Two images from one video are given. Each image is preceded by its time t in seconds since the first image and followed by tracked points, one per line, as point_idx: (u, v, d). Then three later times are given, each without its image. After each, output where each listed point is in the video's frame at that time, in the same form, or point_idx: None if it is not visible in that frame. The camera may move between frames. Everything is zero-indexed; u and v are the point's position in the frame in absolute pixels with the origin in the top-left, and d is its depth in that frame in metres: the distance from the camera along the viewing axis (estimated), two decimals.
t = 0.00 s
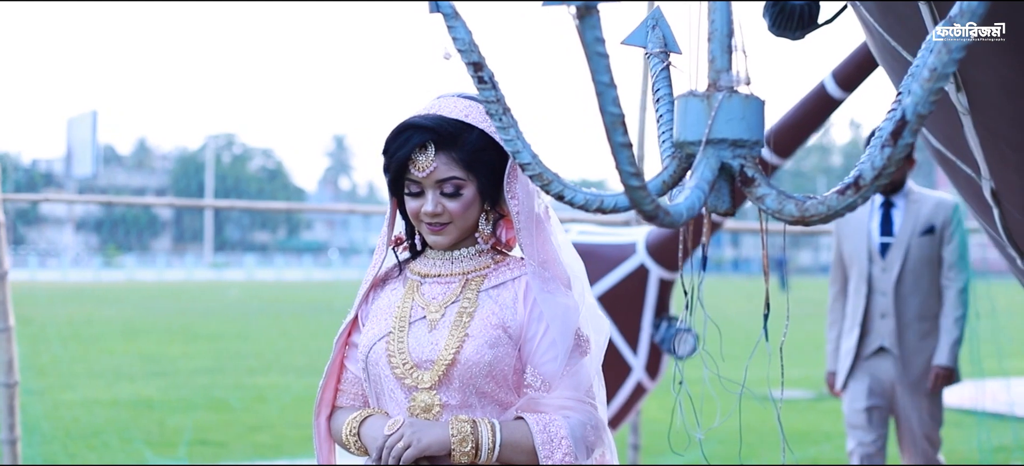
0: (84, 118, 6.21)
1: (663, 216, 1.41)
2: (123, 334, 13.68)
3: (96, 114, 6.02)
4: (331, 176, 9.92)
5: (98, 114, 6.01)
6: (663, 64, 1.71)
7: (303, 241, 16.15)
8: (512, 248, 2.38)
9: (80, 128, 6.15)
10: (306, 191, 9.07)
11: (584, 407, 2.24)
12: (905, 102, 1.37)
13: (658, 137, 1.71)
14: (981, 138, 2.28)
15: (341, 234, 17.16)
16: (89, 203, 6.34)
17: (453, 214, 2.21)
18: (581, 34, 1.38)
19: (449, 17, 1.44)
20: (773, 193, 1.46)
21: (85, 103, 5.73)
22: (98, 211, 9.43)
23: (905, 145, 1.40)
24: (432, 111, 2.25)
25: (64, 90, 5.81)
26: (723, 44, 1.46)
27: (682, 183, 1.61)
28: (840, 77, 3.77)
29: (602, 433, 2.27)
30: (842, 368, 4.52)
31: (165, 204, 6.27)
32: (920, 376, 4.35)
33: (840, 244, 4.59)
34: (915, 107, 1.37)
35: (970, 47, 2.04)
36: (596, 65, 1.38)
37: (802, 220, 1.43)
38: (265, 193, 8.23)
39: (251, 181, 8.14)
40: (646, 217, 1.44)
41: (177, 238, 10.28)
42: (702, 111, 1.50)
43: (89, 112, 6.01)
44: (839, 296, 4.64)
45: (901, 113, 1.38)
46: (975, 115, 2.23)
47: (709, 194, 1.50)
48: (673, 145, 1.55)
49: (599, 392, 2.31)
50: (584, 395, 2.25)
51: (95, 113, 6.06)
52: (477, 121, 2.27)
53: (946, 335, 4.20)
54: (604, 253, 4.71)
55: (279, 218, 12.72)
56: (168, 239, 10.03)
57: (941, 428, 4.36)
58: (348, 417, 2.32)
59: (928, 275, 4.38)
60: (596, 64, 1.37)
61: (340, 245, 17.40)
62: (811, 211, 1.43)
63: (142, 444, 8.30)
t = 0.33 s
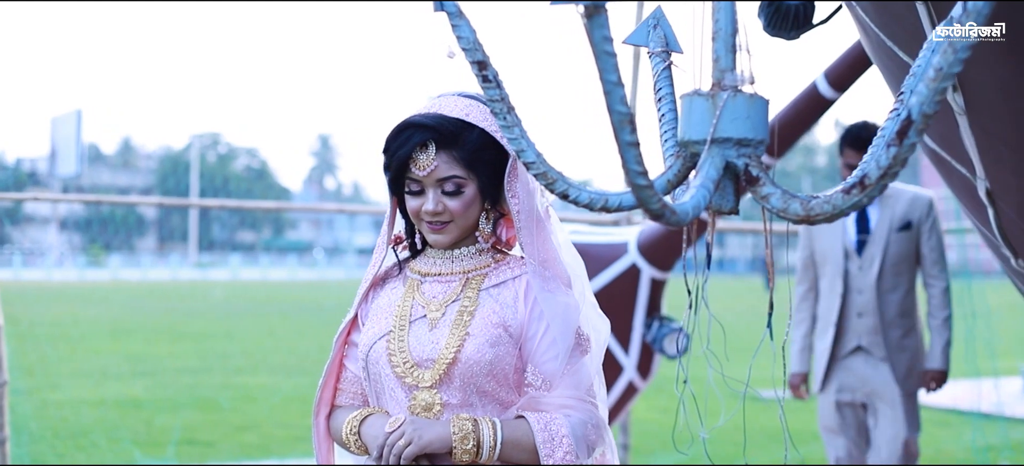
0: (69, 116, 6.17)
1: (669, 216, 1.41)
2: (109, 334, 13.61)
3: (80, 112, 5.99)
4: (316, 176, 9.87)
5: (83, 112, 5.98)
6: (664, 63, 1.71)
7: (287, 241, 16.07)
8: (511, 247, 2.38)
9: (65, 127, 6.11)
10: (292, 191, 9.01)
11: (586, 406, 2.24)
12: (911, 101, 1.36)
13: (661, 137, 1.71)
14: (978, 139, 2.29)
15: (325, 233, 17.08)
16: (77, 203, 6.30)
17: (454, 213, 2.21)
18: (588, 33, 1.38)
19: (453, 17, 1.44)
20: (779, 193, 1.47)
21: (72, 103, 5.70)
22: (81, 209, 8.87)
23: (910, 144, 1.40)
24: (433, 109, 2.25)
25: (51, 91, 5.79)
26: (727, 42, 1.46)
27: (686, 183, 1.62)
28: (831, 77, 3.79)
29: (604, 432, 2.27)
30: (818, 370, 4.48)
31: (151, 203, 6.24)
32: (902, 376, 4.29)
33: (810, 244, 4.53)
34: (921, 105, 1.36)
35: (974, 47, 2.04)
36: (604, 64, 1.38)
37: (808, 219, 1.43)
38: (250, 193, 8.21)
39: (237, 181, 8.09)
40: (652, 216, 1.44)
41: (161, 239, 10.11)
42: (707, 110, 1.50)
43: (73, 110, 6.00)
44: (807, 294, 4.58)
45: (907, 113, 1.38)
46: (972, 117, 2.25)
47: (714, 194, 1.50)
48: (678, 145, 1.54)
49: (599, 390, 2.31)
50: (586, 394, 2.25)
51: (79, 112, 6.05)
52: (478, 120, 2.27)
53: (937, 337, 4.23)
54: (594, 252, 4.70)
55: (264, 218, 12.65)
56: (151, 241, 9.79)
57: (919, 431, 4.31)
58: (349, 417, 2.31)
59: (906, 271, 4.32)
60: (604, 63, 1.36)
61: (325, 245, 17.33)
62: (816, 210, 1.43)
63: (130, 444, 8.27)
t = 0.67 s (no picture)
0: (52, 114, 6.12)
1: (675, 215, 1.41)
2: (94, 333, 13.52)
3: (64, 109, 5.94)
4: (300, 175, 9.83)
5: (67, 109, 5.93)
6: (666, 63, 1.71)
7: (273, 240, 16.01)
8: (511, 246, 2.38)
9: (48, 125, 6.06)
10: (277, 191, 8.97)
11: (586, 405, 2.24)
12: (916, 102, 1.37)
13: (663, 136, 1.71)
14: (973, 139, 2.31)
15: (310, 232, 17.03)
16: (63, 204, 6.26)
17: (454, 212, 2.21)
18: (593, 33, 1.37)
19: (456, 15, 1.44)
20: (782, 192, 1.47)
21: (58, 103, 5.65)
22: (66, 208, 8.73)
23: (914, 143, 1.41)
24: (433, 108, 2.25)
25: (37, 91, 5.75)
26: (731, 42, 1.46)
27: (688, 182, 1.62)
28: (823, 77, 3.79)
29: (604, 432, 2.28)
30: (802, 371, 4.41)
31: (135, 202, 6.20)
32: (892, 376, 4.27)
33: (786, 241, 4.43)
34: (926, 106, 1.37)
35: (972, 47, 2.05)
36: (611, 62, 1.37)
37: (813, 218, 1.44)
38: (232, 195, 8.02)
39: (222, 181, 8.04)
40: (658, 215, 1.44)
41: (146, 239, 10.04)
42: (711, 109, 1.50)
43: (57, 110, 6.00)
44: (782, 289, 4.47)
45: (912, 112, 1.39)
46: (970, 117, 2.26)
47: (717, 194, 1.50)
48: (682, 144, 1.55)
49: (598, 390, 2.31)
50: (586, 394, 2.25)
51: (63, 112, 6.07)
52: (479, 118, 2.27)
53: (925, 338, 4.30)
54: (585, 251, 4.69)
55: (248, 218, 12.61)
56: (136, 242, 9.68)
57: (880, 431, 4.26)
58: (348, 416, 2.31)
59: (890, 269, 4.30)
60: (611, 63, 1.36)
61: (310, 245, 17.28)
62: (821, 210, 1.44)
63: (120, 444, 8.24)
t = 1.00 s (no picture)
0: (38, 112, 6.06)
1: (680, 215, 1.41)
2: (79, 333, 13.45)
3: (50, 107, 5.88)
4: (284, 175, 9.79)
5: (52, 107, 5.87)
6: (667, 63, 1.72)
7: (258, 239, 15.95)
8: (511, 246, 2.38)
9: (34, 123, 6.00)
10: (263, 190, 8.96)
11: (585, 404, 2.25)
12: (920, 102, 1.36)
13: (664, 136, 1.72)
14: (968, 140, 2.33)
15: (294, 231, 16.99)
16: (50, 204, 6.22)
17: (455, 212, 2.22)
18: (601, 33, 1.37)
19: (460, 15, 1.44)
20: (786, 192, 1.47)
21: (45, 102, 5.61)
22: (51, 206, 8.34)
23: (918, 143, 1.40)
24: (434, 108, 2.25)
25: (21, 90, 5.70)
26: (735, 42, 1.46)
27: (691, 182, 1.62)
28: (816, 75, 3.78)
29: (604, 430, 2.29)
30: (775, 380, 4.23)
31: (121, 201, 6.16)
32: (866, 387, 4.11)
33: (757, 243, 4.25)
34: (930, 106, 1.36)
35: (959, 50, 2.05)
36: (617, 61, 1.37)
37: (816, 219, 1.45)
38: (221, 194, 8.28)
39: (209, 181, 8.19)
40: (663, 214, 1.43)
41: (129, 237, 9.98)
42: (715, 109, 1.50)
43: (43, 109, 5.97)
44: (753, 290, 4.28)
45: (917, 112, 1.38)
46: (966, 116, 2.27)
47: (721, 193, 1.50)
48: (684, 145, 1.55)
49: (599, 389, 2.32)
50: (585, 392, 2.26)
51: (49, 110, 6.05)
52: (479, 118, 2.27)
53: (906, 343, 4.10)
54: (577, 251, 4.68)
55: (233, 217, 12.56)
56: (121, 242, 9.63)
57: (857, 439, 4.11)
58: (349, 414, 2.30)
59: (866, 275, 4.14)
60: (620, 63, 1.35)
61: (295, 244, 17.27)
62: (825, 209, 1.45)
63: (109, 443, 8.22)
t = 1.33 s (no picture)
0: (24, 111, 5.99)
1: (685, 214, 1.41)
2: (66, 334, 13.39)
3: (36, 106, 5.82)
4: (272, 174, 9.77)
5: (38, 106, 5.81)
6: (669, 63, 1.73)
7: (246, 239, 15.91)
8: (511, 246, 2.38)
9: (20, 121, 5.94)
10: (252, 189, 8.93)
11: (586, 403, 2.25)
12: (924, 102, 1.36)
13: (666, 135, 1.72)
14: (965, 140, 2.34)
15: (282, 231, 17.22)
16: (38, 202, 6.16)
17: (456, 210, 2.22)
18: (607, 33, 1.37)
19: (464, 14, 1.45)
20: (790, 191, 1.47)
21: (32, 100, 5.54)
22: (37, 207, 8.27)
23: (921, 143, 1.40)
24: (435, 107, 2.25)
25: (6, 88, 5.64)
26: (738, 42, 1.47)
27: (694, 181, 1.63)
28: (809, 76, 3.74)
29: (605, 429, 2.29)
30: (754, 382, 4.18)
31: (107, 201, 6.14)
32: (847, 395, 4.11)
33: (738, 242, 4.25)
34: (934, 106, 1.36)
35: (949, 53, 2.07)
36: (624, 61, 1.37)
37: (820, 218, 1.45)
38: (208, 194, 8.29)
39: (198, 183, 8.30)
40: (667, 214, 1.43)
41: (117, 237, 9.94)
42: (719, 108, 1.50)
43: (28, 108, 5.90)
44: (736, 293, 4.27)
45: (921, 112, 1.37)
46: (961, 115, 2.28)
47: (724, 193, 1.50)
48: (688, 144, 1.55)
49: (599, 387, 2.32)
50: (586, 391, 2.26)
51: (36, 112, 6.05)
52: (479, 118, 2.26)
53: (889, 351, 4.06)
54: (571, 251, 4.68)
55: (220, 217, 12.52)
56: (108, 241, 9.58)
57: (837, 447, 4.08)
58: (349, 413, 2.30)
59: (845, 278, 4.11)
60: (626, 63, 1.35)
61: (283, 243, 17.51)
62: (828, 209, 1.45)
63: (99, 443, 8.18)
